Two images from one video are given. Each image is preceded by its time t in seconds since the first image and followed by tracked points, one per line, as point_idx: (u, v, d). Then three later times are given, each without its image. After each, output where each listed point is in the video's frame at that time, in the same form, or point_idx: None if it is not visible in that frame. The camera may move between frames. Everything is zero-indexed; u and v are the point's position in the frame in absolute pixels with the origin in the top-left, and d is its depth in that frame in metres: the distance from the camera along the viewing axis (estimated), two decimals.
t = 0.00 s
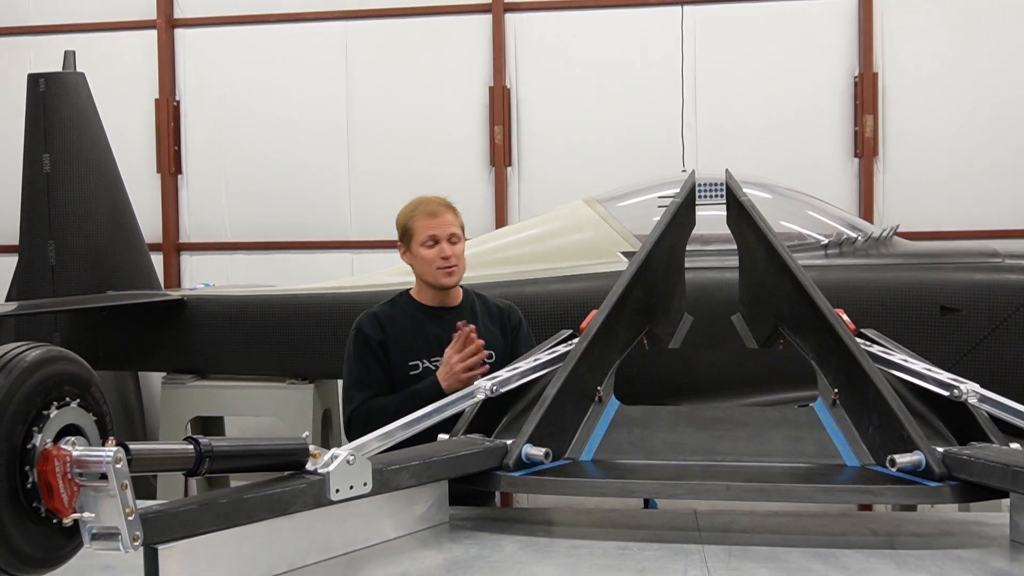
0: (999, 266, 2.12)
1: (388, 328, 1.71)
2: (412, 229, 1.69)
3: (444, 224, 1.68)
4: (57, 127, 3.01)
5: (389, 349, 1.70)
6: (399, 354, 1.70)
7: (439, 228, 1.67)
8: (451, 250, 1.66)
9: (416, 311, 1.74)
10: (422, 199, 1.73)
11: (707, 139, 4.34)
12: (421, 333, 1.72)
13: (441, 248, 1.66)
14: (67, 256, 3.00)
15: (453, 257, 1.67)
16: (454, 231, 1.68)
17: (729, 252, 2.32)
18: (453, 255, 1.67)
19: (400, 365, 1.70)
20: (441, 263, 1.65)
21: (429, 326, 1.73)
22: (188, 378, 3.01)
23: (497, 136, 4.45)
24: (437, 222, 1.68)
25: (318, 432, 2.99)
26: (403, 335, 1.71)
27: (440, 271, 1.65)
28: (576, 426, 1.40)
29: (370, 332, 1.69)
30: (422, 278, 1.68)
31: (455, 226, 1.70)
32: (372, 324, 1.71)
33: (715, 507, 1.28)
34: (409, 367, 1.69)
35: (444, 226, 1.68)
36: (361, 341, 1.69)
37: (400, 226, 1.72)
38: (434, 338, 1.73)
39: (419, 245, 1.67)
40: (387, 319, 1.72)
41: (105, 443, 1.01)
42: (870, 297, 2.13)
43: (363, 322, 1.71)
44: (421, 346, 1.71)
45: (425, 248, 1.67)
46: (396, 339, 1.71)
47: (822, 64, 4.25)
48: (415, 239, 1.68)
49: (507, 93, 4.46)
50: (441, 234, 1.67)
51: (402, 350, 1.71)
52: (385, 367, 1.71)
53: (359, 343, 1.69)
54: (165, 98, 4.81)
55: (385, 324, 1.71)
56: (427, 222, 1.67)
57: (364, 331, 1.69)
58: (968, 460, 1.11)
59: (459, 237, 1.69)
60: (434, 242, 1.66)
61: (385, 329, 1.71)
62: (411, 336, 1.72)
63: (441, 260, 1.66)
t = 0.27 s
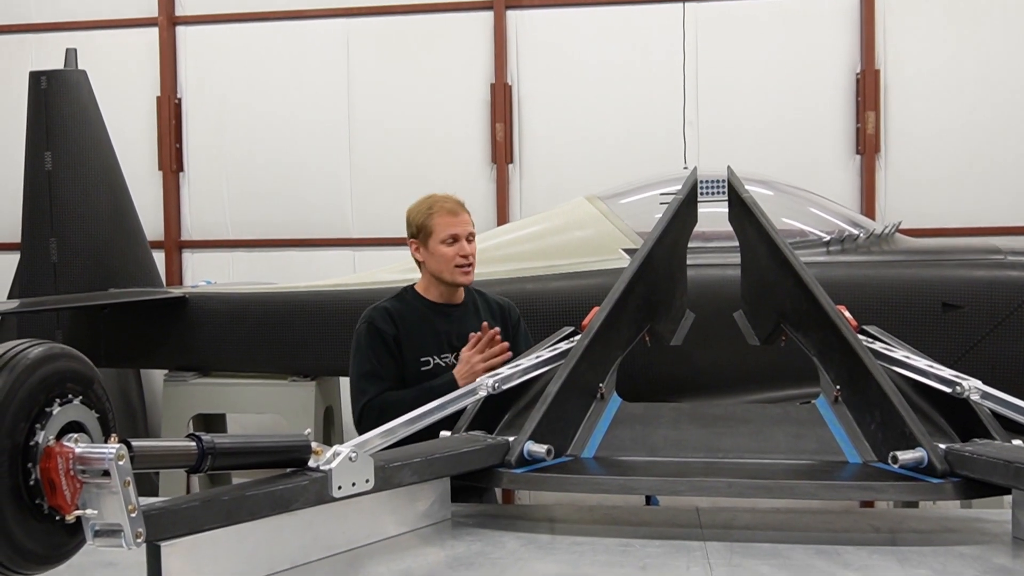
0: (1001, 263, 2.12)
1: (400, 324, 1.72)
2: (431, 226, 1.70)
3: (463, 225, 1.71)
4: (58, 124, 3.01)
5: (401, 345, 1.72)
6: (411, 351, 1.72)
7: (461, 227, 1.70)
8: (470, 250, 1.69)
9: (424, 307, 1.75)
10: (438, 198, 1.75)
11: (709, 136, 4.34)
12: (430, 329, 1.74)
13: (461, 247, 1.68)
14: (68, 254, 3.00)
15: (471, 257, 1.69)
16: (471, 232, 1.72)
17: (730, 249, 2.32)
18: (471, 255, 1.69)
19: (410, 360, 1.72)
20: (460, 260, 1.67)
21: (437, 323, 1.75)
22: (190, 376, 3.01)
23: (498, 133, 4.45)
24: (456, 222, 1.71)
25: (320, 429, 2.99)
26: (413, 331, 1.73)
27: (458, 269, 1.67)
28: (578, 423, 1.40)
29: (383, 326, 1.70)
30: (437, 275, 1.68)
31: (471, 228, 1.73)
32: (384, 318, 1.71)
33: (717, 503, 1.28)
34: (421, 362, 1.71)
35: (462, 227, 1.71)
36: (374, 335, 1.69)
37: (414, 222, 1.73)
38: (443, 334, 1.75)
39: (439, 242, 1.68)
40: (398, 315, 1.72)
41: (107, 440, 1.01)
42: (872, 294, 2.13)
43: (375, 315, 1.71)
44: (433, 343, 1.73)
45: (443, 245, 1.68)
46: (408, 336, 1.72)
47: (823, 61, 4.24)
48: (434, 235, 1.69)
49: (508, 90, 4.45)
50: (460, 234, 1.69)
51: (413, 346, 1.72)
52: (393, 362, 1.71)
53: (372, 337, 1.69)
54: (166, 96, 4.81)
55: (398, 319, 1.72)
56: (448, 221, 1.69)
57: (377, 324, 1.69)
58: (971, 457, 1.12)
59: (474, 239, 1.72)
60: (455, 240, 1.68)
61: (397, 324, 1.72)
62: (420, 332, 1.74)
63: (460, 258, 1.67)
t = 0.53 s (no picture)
0: (1001, 260, 2.12)
1: (406, 321, 1.72)
2: (429, 225, 1.69)
3: (461, 223, 1.70)
4: (58, 124, 3.01)
5: (408, 341, 1.71)
6: (417, 348, 1.72)
7: (460, 227, 1.68)
8: (469, 249, 1.68)
9: (428, 304, 1.75)
10: (437, 196, 1.73)
11: (709, 133, 4.33)
12: (433, 327, 1.74)
13: (460, 246, 1.67)
14: (68, 253, 3.00)
15: (470, 256, 1.69)
16: (470, 231, 1.71)
17: (731, 247, 2.32)
18: (470, 254, 1.68)
19: (416, 358, 1.71)
20: (459, 260, 1.66)
21: (440, 320, 1.75)
22: (191, 374, 3.01)
23: (498, 131, 4.45)
24: (454, 221, 1.70)
25: (321, 428, 3.00)
26: (419, 328, 1.73)
27: (458, 269, 1.67)
28: (580, 420, 1.40)
29: (391, 323, 1.69)
30: (437, 274, 1.68)
31: (470, 226, 1.72)
32: (391, 316, 1.70)
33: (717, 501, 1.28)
34: (428, 360, 1.71)
35: (461, 225, 1.70)
36: (382, 331, 1.69)
37: (413, 222, 1.71)
38: (445, 332, 1.76)
39: (437, 241, 1.67)
40: (404, 312, 1.72)
41: (108, 439, 1.00)
42: (873, 291, 2.13)
43: (381, 313, 1.71)
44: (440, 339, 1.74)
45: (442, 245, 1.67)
46: (414, 332, 1.72)
47: (824, 58, 4.24)
48: (433, 235, 1.68)
49: (508, 88, 4.45)
50: (459, 233, 1.68)
51: (418, 343, 1.72)
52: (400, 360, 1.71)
53: (380, 334, 1.68)
54: (166, 95, 4.81)
55: (405, 317, 1.72)
56: (446, 220, 1.68)
57: (386, 321, 1.69)
58: (971, 453, 1.12)
59: (473, 237, 1.71)
60: (454, 241, 1.67)
61: (403, 321, 1.72)
62: (426, 329, 1.74)
63: (459, 257, 1.67)
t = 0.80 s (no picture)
0: (1000, 257, 2.12)
1: (404, 315, 1.72)
2: (418, 224, 1.68)
3: (451, 222, 1.68)
4: (57, 123, 3.01)
5: (407, 334, 1.72)
6: (416, 342, 1.72)
7: (447, 226, 1.66)
8: (457, 249, 1.67)
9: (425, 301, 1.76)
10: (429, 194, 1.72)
11: (709, 131, 4.33)
12: (432, 322, 1.75)
13: (447, 246, 1.67)
14: (69, 252, 3.00)
15: (459, 255, 1.68)
16: (460, 228, 1.69)
17: (730, 244, 2.32)
18: (459, 253, 1.68)
19: (413, 352, 1.72)
20: (446, 260, 1.67)
21: (438, 316, 1.76)
22: (191, 373, 3.02)
23: (498, 129, 4.45)
24: (443, 219, 1.68)
25: (321, 426, 3.00)
26: (417, 323, 1.73)
27: (446, 268, 1.67)
28: (579, 417, 1.40)
29: (389, 316, 1.70)
30: (428, 272, 1.70)
31: (461, 222, 1.69)
32: (389, 309, 1.72)
33: (717, 498, 1.28)
34: (425, 355, 1.72)
35: (450, 224, 1.68)
36: (380, 324, 1.70)
37: (405, 220, 1.71)
38: (444, 328, 1.76)
39: (426, 241, 1.67)
40: (402, 307, 1.73)
41: (109, 437, 1.00)
42: (872, 288, 2.13)
43: (380, 307, 1.72)
44: (438, 333, 1.74)
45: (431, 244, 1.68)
46: (412, 326, 1.73)
47: (823, 55, 4.24)
48: (421, 235, 1.68)
49: (508, 86, 4.45)
50: (447, 232, 1.67)
51: (416, 338, 1.73)
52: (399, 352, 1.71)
53: (378, 327, 1.69)
54: (165, 94, 4.81)
55: (403, 311, 1.73)
56: (434, 219, 1.67)
57: (384, 314, 1.70)
58: (971, 450, 1.12)
59: (465, 234, 1.69)
60: (442, 241, 1.67)
61: (401, 315, 1.72)
62: (423, 323, 1.74)
63: (447, 257, 1.67)
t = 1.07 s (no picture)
0: (1001, 252, 2.12)
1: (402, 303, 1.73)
2: (398, 223, 1.67)
3: (428, 222, 1.65)
4: (57, 120, 3.01)
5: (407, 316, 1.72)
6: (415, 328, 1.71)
7: (423, 228, 1.64)
8: (435, 249, 1.66)
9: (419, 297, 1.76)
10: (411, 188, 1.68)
11: (709, 127, 4.33)
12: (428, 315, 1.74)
13: (425, 247, 1.66)
14: (69, 248, 3.00)
15: (439, 254, 1.68)
16: (438, 227, 1.65)
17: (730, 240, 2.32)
18: (438, 252, 1.67)
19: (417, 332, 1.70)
20: (425, 260, 1.67)
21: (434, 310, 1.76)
22: (192, 369, 3.02)
23: (498, 125, 4.45)
24: (422, 218, 1.65)
25: (322, 422, 3.00)
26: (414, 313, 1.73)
27: (425, 267, 1.69)
28: (580, 412, 1.41)
29: (391, 296, 1.72)
30: (411, 267, 1.72)
31: (441, 220, 1.66)
32: (391, 292, 1.73)
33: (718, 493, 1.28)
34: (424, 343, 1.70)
35: (428, 224, 1.65)
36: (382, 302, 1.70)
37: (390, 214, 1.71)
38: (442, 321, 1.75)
39: (406, 240, 1.67)
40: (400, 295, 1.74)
41: (110, 432, 1.01)
42: (873, 284, 2.13)
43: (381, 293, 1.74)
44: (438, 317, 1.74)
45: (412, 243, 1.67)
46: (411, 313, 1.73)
47: (823, 51, 4.23)
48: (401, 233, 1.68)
49: (508, 82, 4.45)
50: (425, 232, 1.65)
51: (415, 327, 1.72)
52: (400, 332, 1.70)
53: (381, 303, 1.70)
54: (165, 91, 4.81)
55: (401, 297, 1.73)
56: (411, 220, 1.65)
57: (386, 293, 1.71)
58: (971, 445, 1.12)
59: (444, 232, 1.66)
60: (420, 240, 1.66)
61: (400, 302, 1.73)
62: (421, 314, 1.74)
63: (426, 257, 1.67)
